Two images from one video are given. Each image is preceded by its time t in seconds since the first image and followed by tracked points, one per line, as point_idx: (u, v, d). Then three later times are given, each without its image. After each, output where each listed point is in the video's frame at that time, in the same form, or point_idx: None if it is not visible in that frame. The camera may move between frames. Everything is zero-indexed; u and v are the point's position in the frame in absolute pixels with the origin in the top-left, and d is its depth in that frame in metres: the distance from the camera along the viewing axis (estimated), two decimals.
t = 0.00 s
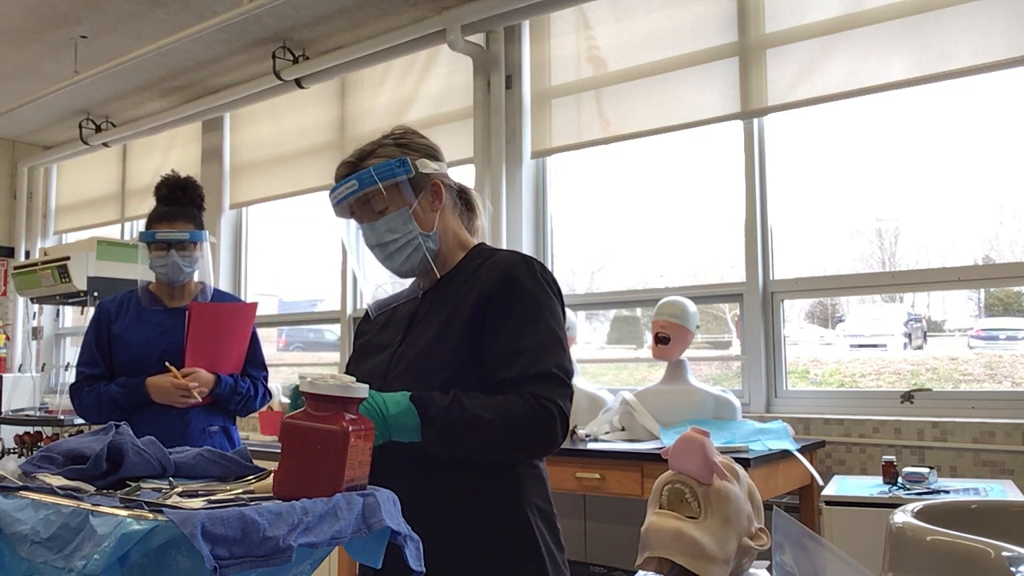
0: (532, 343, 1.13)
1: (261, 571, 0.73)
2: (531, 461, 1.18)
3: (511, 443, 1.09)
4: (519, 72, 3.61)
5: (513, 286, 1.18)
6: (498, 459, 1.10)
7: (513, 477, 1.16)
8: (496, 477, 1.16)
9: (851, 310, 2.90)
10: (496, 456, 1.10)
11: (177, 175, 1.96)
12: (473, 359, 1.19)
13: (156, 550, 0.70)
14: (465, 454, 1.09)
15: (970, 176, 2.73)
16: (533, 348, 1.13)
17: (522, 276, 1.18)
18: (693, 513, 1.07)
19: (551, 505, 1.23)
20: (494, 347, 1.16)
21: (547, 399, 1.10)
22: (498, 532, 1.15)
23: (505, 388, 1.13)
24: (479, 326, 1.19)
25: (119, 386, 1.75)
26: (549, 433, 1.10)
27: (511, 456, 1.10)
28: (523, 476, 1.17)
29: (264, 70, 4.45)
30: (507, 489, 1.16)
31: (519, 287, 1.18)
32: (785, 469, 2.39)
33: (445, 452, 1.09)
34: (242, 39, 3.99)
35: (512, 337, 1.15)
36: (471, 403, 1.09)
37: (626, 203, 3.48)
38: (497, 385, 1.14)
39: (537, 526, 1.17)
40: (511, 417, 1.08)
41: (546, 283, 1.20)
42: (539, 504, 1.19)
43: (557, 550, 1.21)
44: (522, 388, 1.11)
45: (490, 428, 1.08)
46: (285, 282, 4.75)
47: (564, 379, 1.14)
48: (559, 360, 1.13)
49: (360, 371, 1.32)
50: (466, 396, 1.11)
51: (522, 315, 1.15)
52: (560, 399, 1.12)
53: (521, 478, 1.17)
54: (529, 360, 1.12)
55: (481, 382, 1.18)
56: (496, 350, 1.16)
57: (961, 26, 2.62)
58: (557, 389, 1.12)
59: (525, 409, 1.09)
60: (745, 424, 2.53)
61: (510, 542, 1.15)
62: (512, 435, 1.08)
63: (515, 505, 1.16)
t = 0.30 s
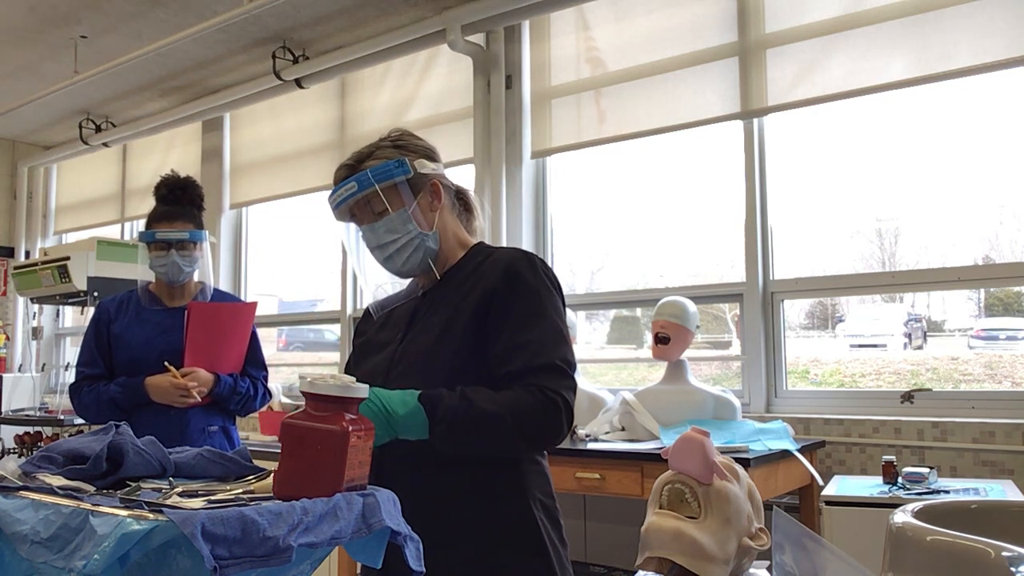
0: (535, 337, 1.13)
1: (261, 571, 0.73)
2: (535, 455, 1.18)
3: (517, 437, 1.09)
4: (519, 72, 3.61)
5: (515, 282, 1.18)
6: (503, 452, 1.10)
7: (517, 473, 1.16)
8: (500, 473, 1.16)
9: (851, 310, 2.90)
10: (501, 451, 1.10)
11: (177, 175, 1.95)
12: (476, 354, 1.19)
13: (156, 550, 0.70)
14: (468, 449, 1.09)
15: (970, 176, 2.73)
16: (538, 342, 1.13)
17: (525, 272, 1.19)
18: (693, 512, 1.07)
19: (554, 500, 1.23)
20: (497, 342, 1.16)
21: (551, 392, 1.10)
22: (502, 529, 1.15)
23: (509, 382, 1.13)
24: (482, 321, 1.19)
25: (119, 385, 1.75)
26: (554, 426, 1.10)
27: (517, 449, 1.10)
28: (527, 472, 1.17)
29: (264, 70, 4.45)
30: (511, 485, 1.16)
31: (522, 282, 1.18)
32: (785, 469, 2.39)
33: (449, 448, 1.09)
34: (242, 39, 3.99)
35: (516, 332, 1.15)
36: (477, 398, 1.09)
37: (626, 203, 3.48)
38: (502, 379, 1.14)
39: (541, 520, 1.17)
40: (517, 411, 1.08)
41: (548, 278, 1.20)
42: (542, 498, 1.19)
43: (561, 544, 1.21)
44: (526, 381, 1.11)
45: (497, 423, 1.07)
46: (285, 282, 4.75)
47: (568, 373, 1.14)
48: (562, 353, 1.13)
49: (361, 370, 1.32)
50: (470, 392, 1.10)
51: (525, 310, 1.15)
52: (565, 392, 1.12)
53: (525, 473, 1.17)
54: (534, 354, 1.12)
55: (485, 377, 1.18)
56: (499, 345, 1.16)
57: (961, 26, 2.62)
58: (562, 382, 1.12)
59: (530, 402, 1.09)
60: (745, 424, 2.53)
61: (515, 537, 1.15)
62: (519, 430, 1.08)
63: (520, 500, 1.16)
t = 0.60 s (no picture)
0: (534, 344, 1.13)
1: (261, 571, 0.73)
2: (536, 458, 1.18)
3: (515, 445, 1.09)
4: (519, 72, 3.61)
5: (514, 288, 1.18)
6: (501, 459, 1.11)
7: (518, 477, 1.16)
8: (500, 476, 1.16)
9: (851, 310, 2.90)
10: (500, 458, 1.10)
11: (177, 175, 1.95)
12: (476, 360, 1.19)
13: (156, 550, 0.70)
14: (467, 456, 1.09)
15: (970, 176, 2.73)
16: (536, 349, 1.13)
17: (524, 278, 1.19)
18: (693, 512, 1.07)
19: (557, 502, 1.23)
20: (496, 348, 1.16)
21: (547, 403, 1.11)
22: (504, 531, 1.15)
23: (507, 389, 1.13)
24: (481, 328, 1.19)
25: (119, 385, 1.75)
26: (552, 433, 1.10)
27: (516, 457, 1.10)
28: (528, 475, 1.17)
29: (264, 70, 4.44)
30: (512, 489, 1.16)
31: (521, 289, 1.18)
32: (785, 469, 2.39)
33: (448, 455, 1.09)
34: (242, 39, 3.99)
35: (514, 339, 1.15)
36: (476, 407, 1.09)
37: (626, 203, 3.48)
38: (500, 386, 1.14)
39: (544, 522, 1.17)
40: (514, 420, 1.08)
41: (547, 284, 1.20)
42: (545, 500, 1.19)
43: (564, 545, 1.21)
44: (524, 389, 1.12)
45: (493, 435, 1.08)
46: (285, 282, 4.74)
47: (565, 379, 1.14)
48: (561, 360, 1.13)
49: (361, 371, 1.32)
50: (468, 401, 1.10)
51: (524, 317, 1.15)
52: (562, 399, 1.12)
53: (526, 477, 1.17)
54: (531, 361, 1.12)
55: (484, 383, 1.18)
56: (498, 352, 1.16)
57: (960, 26, 2.62)
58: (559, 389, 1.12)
59: (528, 411, 1.09)
60: (745, 424, 2.53)
61: (517, 540, 1.15)
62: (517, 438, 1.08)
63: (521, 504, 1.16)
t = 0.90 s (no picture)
0: (534, 336, 1.13)
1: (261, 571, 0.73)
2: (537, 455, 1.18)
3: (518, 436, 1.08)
4: (519, 72, 3.61)
5: (513, 282, 1.19)
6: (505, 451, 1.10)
7: (518, 473, 1.16)
8: (500, 472, 1.16)
9: (851, 310, 2.90)
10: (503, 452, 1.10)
11: (178, 175, 1.95)
12: (477, 355, 1.19)
13: (156, 550, 0.69)
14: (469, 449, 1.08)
15: (970, 176, 2.73)
16: (537, 340, 1.13)
17: (524, 272, 1.19)
18: (693, 512, 1.07)
19: (556, 500, 1.23)
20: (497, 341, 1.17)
21: (549, 390, 1.10)
22: (506, 527, 1.15)
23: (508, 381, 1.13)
24: (482, 323, 1.19)
25: (120, 385, 1.75)
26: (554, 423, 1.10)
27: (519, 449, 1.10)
28: (529, 471, 1.17)
29: (264, 70, 4.44)
30: (512, 485, 1.16)
31: (521, 283, 1.18)
32: (785, 469, 2.39)
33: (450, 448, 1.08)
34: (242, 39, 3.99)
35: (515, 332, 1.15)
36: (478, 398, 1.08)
37: (626, 203, 3.48)
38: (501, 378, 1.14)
39: (543, 519, 1.17)
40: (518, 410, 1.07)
41: (546, 279, 1.20)
42: (544, 496, 1.19)
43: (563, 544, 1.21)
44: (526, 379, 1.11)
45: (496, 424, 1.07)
46: (285, 282, 4.74)
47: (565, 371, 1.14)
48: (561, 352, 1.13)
49: (362, 371, 1.32)
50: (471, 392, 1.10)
51: (524, 310, 1.16)
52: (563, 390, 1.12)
53: (526, 473, 1.17)
54: (532, 352, 1.12)
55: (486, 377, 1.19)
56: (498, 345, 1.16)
57: (961, 26, 2.62)
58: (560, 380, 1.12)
59: (531, 401, 1.09)
60: (745, 424, 2.53)
61: (518, 536, 1.15)
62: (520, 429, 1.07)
63: (521, 499, 1.16)
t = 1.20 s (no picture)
0: (534, 327, 1.14)
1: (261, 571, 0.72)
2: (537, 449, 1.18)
3: (523, 429, 1.07)
4: (520, 72, 3.61)
5: (511, 275, 1.19)
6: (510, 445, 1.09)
7: (519, 467, 1.16)
8: (503, 466, 1.16)
9: (850, 310, 2.90)
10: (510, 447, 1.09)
11: (178, 175, 1.95)
12: (477, 349, 1.19)
13: (156, 550, 0.70)
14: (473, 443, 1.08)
15: (970, 176, 2.73)
16: (536, 331, 1.13)
17: (521, 265, 1.20)
18: (693, 513, 1.07)
19: (557, 494, 1.23)
20: (497, 335, 1.17)
21: (550, 379, 1.10)
22: (510, 523, 1.15)
23: (509, 372, 1.13)
24: (481, 316, 1.20)
25: (121, 385, 1.75)
26: (557, 413, 1.09)
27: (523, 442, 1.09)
28: (530, 466, 1.17)
29: (264, 70, 4.44)
30: (514, 479, 1.16)
31: (519, 275, 1.18)
32: (785, 469, 2.38)
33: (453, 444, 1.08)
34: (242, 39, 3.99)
35: (514, 324, 1.15)
36: (482, 391, 1.08)
37: (625, 203, 3.48)
38: (502, 370, 1.14)
39: (545, 512, 1.17)
40: (522, 401, 1.07)
41: (543, 271, 1.21)
42: (544, 490, 1.19)
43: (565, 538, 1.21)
44: (527, 369, 1.11)
45: (503, 417, 1.06)
46: (285, 282, 4.74)
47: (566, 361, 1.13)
48: (561, 343, 1.13)
49: (363, 372, 1.33)
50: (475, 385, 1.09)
51: (522, 302, 1.16)
52: (564, 378, 1.12)
53: (527, 467, 1.17)
54: (532, 343, 1.12)
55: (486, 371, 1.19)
56: (498, 338, 1.16)
57: (961, 26, 2.62)
58: (560, 370, 1.12)
59: (535, 391, 1.08)
60: (745, 424, 2.53)
61: (520, 531, 1.15)
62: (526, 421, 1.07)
63: (522, 493, 1.16)
